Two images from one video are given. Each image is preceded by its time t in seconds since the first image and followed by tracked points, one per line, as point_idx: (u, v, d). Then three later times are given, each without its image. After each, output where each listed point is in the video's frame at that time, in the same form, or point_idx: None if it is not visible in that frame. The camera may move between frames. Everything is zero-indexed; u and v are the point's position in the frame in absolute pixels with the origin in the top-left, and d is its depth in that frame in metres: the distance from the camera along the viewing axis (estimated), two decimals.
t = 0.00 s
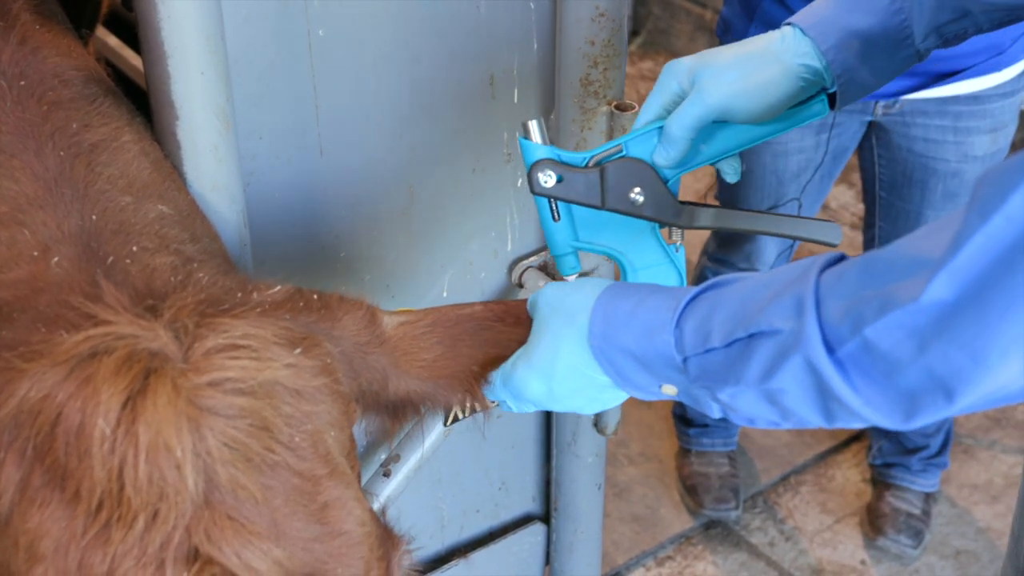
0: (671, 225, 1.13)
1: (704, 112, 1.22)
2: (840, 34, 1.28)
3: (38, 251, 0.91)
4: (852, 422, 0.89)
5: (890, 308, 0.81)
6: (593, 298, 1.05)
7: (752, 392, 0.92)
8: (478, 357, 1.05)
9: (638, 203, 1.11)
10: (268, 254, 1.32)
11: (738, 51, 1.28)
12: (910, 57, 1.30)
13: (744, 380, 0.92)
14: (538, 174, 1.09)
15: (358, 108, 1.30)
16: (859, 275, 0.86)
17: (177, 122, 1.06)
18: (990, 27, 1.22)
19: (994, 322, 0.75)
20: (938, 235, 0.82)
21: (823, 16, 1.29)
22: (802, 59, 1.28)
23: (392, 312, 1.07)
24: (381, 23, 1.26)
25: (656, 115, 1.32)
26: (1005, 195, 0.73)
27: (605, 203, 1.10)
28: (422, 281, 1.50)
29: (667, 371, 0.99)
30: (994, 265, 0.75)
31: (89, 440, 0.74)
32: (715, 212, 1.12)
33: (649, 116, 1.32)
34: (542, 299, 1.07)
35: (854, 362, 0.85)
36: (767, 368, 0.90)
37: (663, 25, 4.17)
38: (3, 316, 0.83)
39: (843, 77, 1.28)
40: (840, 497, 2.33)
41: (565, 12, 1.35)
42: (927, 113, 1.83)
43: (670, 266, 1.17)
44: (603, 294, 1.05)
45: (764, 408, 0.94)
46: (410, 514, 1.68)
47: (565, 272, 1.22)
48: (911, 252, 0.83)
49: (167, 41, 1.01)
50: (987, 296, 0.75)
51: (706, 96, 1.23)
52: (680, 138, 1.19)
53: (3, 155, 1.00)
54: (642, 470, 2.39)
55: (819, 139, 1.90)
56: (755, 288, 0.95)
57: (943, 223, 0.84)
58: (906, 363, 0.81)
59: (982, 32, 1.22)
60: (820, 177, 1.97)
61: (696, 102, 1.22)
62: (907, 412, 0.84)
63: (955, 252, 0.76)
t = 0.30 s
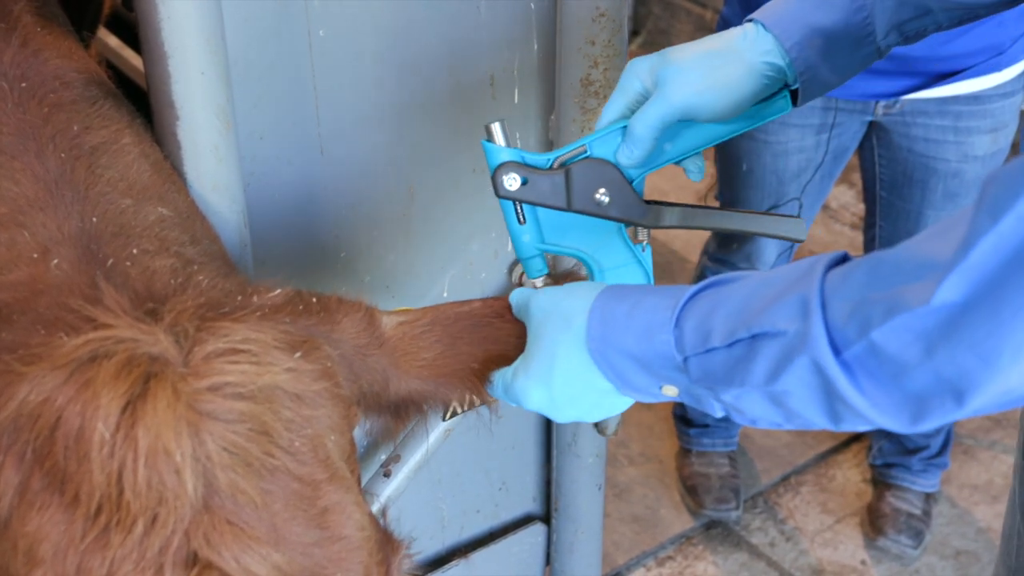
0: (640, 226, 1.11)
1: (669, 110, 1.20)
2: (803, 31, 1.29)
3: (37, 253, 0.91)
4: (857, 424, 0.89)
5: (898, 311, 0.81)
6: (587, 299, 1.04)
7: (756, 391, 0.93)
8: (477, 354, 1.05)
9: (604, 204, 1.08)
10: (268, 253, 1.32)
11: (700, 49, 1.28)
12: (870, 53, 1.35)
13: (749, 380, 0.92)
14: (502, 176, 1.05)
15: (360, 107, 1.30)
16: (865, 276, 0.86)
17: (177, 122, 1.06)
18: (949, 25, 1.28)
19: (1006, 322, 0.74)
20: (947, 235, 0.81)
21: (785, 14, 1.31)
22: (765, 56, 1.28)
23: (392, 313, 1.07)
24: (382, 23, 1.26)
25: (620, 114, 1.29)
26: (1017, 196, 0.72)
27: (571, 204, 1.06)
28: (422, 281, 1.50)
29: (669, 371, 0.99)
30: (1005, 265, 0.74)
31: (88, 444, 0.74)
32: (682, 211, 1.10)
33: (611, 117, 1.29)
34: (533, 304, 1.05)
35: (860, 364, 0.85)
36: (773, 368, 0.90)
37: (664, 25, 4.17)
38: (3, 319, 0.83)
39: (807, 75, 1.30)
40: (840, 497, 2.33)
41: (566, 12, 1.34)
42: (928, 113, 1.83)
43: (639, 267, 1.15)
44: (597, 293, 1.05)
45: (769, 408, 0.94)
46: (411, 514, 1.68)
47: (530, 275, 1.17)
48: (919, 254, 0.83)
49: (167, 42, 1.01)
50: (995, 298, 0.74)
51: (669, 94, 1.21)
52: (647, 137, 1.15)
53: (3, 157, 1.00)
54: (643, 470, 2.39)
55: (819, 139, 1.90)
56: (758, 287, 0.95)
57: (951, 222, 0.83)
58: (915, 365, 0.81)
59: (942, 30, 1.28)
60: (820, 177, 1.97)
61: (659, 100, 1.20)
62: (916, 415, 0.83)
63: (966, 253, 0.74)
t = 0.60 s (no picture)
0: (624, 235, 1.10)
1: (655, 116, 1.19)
2: (790, 44, 1.29)
3: (37, 249, 0.91)
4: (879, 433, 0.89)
5: (916, 318, 0.80)
6: (590, 313, 1.03)
7: (775, 403, 0.92)
8: (478, 360, 1.06)
9: (589, 210, 1.08)
10: (268, 252, 1.31)
11: (689, 62, 1.28)
12: (858, 69, 1.33)
13: (768, 392, 0.92)
14: (487, 176, 1.05)
15: (361, 108, 1.30)
16: (879, 283, 0.85)
17: (177, 122, 1.06)
18: (937, 38, 1.31)
19: None
20: (965, 240, 0.81)
21: (771, 29, 1.30)
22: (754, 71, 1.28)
23: (392, 313, 1.07)
24: (382, 25, 1.26)
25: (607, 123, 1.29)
26: None
27: (555, 208, 1.06)
28: (422, 282, 1.50)
29: (683, 382, 0.99)
30: None
31: (87, 438, 0.74)
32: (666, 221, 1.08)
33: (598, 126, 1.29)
34: (533, 320, 1.05)
35: (878, 373, 0.85)
36: (792, 380, 0.90)
37: (664, 24, 4.17)
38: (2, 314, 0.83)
39: (794, 89, 1.29)
40: (840, 497, 2.33)
41: (566, 11, 1.34)
42: (928, 112, 1.83)
43: (621, 278, 1.15)
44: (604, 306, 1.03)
45: (787, 419, 0.94)
46: (411, 514, 1.68)
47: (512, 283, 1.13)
48: (935, 259, 0.82)
49: (167, 41, 1.01)
50: (1015, 303, 0.74)
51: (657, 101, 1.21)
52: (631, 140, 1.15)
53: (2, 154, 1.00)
54: (643, 470, 2.39)
55: (820, 138, 1.90)
56: (769, 296, 0.94)
57: (969, 225, 0.82)
58: (934, 372, 0.81)
59: (932, 43, 1.31)
60: (820, 177, 1.96)
61: (646, 106, 1.20)
62: (937, 422, 0.83)
63: (986, 258, 0.74)
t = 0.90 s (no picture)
0: (626, 244, 1.08)
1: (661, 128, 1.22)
2: (793, 69, 1.30)
3: (34, 250, 0.91)
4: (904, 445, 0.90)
5: (933, 334, 0.82)
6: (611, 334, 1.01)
7: (801, 422, 0.93)
8: (478, 365, 1.05)
9: (592, 217, 1.07)
10: (267, 254, 1.31)
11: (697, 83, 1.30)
12: (868, 89, 1.35)
13: (794, 413, 0.92)
14: (494, 173, 1.06)
15: (362, 110, 1.30)
16: (891, 297, 0.86)
17: (175, 122, 1.06)
18: (944, 56, 1.32)
19: None
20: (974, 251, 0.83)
21: (776, 53, 1.32)
22: (761, 95, 1.31)
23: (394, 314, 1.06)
24: (381, 26, 1.26)
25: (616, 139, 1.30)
26: None
27: (560, 211, 1.06)
28: (420, 284, 1.50)
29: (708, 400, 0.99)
30: None
31: (84, 439, 0.74)
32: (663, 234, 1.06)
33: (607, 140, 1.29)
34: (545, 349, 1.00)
35: (898, 387, 0.86)
36: (818, 400, 0.90)
37: (663, 23, 4.16)
38: None
39: (801, 112, 1.31)
40: (840, 497, 2.33)
41: (566, 11, 1.34)
42: (928, 112, 1.82)
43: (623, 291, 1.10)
44: (621, 325, 1.01)
45: (812, 431, 0.95)
46: (410, 515, 1.68)
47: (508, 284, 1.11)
48: (947, 271, 0.84)
49: (166, 42, 1.01)
50: None
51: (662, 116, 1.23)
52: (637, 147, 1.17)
53: None
54: (643, 470, 2.39)
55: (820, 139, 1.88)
56: (786, 313, 0.93)
57: (976, 234, 0.84)
58: (954, 386, 0.83)
59: (939, 61, 1.32)
60: (821, 176, 1.96)
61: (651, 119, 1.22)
62: (958, 433, 0.85)
63: (996, 272, 0.77)
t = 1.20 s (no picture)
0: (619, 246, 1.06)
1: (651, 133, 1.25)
2: (791, 73, 1.30)
3: (32, 251, 0.91)
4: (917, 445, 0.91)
5: (931, 336, 0.83)
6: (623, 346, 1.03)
7: (815, 429, 0.94)
8: (478, 366, 1.04)
9: (586, 221, 1.06)
10: (265, 250, 1.32)
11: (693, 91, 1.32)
12: (868, 95, 1.34)
13: (808, 420, 0.93)
14: (488, 180, 1.06)
15: (363, 111, 1.30)
16: (892, 301, 0.87)
17: (173, 122, 1.05)
18: (945, 60, 1.31)
19: None
20: (969, 249, 0.84)
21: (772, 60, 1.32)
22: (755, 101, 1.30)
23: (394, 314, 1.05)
24: (382, 24, 1.25)
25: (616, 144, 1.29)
26: None
27: (552, 216, 1.06)
28: (422, 284, 1.50)
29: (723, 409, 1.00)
30: None
31: (81, 443, 0.73)
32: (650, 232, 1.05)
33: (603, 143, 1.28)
34: (557, 366, 1.01)
35: (903, 390, 0.87)
36: (830, 407, 0.91)
37: (664, 21, 4.16)
38: None
39: (798, 118, 1.30)
40: (842, 496, 2.32)
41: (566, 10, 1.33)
42: (931, 112, 1.82)
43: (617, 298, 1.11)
44: (632, 336, 1.03)
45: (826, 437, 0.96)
46: (410, 515, 1.68)
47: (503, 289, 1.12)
48: (945, 273, 0.84)
49: (166, 42, 1.00)
50: None
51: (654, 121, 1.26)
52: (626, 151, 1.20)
53: None
54: (644, 468, 2.38)
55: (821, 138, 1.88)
56: (794, 321, 0.94)
57: (971, 233, 0.85)
58: (954, 389, 0.83)
59: (940, 65, 1.31)
60: (822, 176, 1.95)
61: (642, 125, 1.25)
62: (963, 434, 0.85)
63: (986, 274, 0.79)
